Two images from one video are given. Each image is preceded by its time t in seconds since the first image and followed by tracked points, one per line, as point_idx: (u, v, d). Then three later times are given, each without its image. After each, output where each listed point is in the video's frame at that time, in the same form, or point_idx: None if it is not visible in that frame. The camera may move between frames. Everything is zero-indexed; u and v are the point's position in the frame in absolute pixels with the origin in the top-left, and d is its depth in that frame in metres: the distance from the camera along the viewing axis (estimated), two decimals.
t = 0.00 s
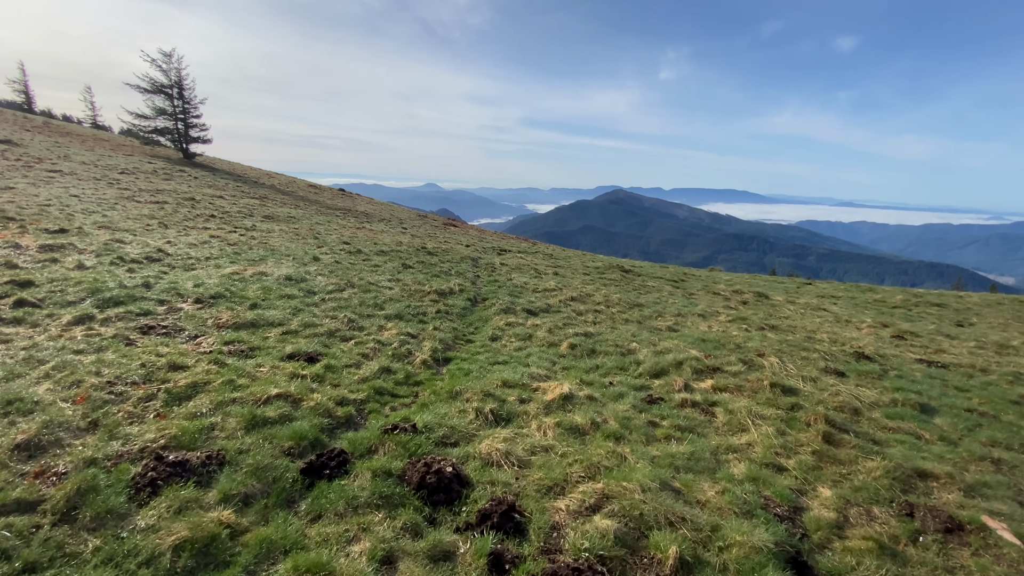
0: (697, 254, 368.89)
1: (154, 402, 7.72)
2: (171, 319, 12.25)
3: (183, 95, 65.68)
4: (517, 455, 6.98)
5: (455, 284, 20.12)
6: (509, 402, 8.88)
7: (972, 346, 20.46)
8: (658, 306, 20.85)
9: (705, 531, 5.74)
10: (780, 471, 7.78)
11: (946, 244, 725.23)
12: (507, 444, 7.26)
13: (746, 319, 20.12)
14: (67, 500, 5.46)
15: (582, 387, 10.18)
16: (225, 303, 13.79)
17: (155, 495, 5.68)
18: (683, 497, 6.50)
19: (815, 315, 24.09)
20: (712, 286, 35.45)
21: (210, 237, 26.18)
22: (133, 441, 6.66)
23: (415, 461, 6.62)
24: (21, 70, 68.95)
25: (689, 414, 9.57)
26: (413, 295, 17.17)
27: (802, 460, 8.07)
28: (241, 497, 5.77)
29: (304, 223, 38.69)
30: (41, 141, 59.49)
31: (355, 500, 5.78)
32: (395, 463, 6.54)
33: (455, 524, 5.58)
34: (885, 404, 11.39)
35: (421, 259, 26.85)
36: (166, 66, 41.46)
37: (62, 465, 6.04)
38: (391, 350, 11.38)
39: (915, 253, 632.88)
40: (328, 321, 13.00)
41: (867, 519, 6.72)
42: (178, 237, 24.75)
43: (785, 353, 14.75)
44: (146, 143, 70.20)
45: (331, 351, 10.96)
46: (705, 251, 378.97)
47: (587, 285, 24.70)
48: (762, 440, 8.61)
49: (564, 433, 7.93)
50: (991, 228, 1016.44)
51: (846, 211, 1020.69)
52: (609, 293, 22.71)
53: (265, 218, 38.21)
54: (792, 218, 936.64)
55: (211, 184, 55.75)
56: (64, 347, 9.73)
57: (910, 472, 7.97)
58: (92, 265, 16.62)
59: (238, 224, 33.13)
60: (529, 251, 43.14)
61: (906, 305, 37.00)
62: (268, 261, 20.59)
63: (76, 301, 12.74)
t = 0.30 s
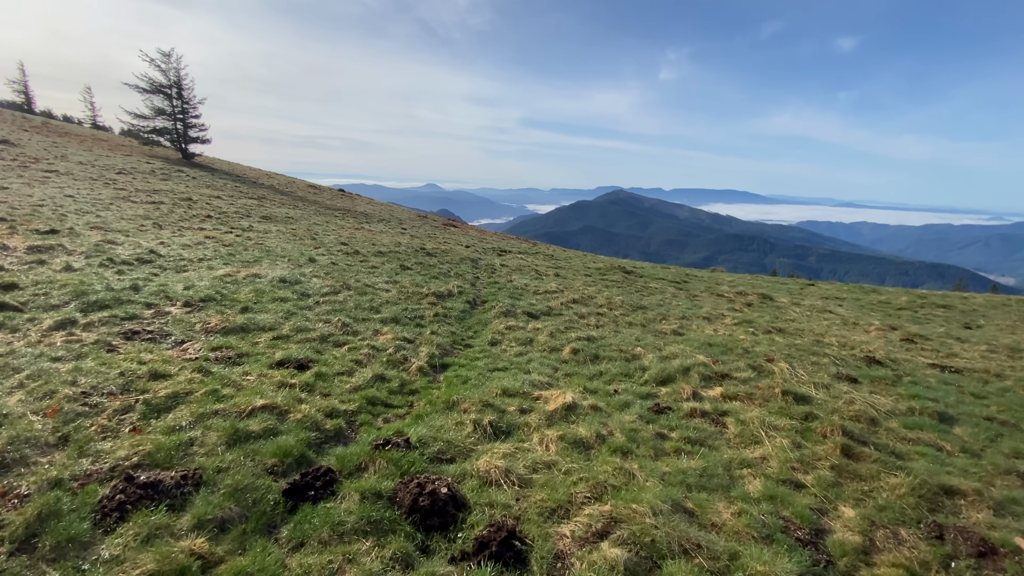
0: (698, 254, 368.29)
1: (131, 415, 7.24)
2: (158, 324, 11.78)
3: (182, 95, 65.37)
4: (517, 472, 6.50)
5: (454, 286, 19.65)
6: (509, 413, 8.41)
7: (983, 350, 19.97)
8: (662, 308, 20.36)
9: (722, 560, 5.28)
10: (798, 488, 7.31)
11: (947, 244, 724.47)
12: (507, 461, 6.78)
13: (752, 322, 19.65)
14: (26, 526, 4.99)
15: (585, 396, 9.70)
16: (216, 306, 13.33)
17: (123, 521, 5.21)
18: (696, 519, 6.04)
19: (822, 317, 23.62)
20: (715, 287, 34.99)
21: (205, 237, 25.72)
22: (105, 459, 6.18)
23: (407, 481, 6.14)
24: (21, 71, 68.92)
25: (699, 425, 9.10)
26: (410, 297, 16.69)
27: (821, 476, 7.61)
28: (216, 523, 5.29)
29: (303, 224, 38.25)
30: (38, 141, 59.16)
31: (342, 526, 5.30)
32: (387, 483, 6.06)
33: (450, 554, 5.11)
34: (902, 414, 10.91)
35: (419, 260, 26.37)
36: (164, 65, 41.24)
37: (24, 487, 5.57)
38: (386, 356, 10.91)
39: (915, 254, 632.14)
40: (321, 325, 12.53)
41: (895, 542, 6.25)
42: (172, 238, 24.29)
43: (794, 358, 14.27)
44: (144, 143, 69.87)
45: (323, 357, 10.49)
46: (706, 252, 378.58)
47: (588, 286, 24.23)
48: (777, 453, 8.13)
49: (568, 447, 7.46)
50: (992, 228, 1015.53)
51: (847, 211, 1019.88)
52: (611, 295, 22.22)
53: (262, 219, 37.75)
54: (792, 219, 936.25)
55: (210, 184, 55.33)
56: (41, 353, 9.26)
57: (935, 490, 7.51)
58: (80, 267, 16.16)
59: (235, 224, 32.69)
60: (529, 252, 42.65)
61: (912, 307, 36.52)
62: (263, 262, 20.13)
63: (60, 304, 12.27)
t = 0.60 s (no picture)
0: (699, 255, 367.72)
1: (112, 433, 6.81)
2: (147, 331, 11.35)
3: (182, 95, 65.02)
4: (524, 496, 6.07)
5: (455, 289, 19.20)
6: (514, 428, 7.96)
7: (997, 355, 19.51)
8: (667, 312, 19.89)
9: None
10: (822, 511, 6.87)
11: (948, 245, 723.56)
12: (512, 483, 6.34)
13: (760, 326, 19.19)
14: None
15: (593, 408, 9.26)
16: (208, 312, 12.88)
17: (95, 555, 4.77)
18: (718, 549, 5.61)
19: (829, 321, 23.19)
20: (718, 289, 34.59)
21: (202, 239, 25.29)
22: (80, 483, 5.74)
23: (405, 507, 5.69)
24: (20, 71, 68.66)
25: (713, 439, 8.66)
26: (410, 302, 16.26)
27: (845, 497, 7.18)
28: (197, 557, 4.85)
29: (302, 225, 37.85)
30: (37, 142, 58.82)
31: (334, 560, 4.86)
32: (383, 509, 5.63)
33: None
34: (923, 425, 10.47)
35: (419, 262, 25.95)
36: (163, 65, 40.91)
37: None
38: (385, 365, 10.46)
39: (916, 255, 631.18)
40: (317, 332, 12.09)
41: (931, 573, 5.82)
42: (168, 240, 23.89)
43: (807, 365, 13.83)
44: (144, 144, 69.55)
45: (319, 366, 10.05)
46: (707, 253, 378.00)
47: (591, 289, 23.77)
48: (797, 472, 7.70)
49: (577, 466, 7.01)
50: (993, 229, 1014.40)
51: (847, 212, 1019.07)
52: (615, 299, 21.76)
53: (261, 220, 37.34)
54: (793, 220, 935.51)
55: (208, 185, 54.91)
56: (22, 364, 8.82)
57: (968, 511, 7.08)
58: (71, 270, 15.74)
59: (233, 226, 32.27)
60: (530, 254, 42.17)
61: (917, 309, 36.08)
62: (260, 265, 19.70)
63: (47, 310, 11.83)
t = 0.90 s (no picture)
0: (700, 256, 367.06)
1: (92, 453, 6.27)
2: (137, 337, 10.82)
3: (182, 96, 64.63)
4: (540, 524, 5.54)
5: (458, 292, 18.66)
6: (525, 444, 7.42)
7: (1016, 360, 18.96)
8: (676, 316, 19.34)
9: None
10: (862, 537, 6.37)
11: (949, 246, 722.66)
12: (527, 508, 5.81)
13: (772, 330, 18.65)
14: None
15: (608, 421, 8.71)
16: (202, 317, 12.34)
17: None
18: None
19: (841, 325, 22.65)
20: (725, 292, 34.05)
21: (199, 241, 24.77)
22: (51, 511, 5.21)
23: (409, 539, 5.15)
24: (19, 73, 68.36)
25: (737, 455, 8.13)
26: (412, 305, 15.72)
27: (885, 522, 6.67)
28: None
29: (301, 226, 37.34)
30: (36, 142, 58.42)
31: None
32: (387, 541, 5.10)
33: None
34: (954, 438, 9.93)
35: (421, 264, 25.40)
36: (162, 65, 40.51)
37: None
38: (386, 373, 9.92)
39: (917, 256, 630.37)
40: (315, 338, 11.56)
41: None
42: (164, 241, 23.39)
43: (825, 372, 13.28)
44: (143, 145, 69.14)
45: (317, 376, 9.50)
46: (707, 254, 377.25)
47: (597, 292, 23.18)
48: (831, 493, 7.17)
49: (596, 488, 6.48)
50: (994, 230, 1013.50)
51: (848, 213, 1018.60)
52: (622, 301, 21.19)
53: (260, 221, 36.87)
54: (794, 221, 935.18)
55: (207, 185, 54.40)
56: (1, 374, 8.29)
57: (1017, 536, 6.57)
58: (62, 273, 15.21)
59: (231, 227, 31.75)
60: (533, 255, 41.63)
61: (925, 311, 35.61)
62: (257, 267, 19.17)
63: (32, 316, 11.30)
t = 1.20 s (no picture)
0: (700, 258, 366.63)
1: (68, 487, 5.77)
2: (126, 350, 10.31)
3: (182, 97, 64.32)
4: (559, 569, 5.04)
5: (460, 298, 18.14)
6: (538, 471, 6.91)
7: None
8: (685, 323, 18.79)
9: None
10: None
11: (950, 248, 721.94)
12: (543, 549, 5.31)
13: (784, 337, 18.13)
14: None
15: (623, 443, 8.19)
16: (195, 328, 11.84)
17: None
18: None
19: (853, 331, 22.13)
20: (731, 296, 33.50)
21: (196, 245, 24.29)
22: (17, 556, 4.70)
23: None
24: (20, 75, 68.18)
25: (762, 480, 7.63)
26: (414, 313, 15.22)
27: (930, 557, 6.18)
28: None
29: (301, 230, 36.87)
30: (35, 144, 58.07)
31: None
32: None
33: None
34: (987, 458, 9.41)
35: (422, 269, 24.89)
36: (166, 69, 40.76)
37: None
38: (387, 389, 9.42)
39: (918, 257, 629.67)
40: (313, 350, 11.06)
41: None
42: (160, 246, 22.90)
43: (844, 384, 12.77)
44: (143, 147, 68.81)
45: (315, 393, 8.98)
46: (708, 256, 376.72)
47: (603, 297, 22.62)
48: (868, 525, 6.67)
49: (616, 522, 5.97)
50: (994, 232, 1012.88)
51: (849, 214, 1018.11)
52: (629, 307, 20.65)
53: (260, 225, 36.40)
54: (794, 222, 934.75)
55: (207, 188, 53.98)
56: None
57: None
58: (52, 281, 14.72)
59: (230, 231, 31.27)
60: (535, 258, 41.12)
61: (934, 316, 35.08)
62: (255, 273, 18.66)
63: (17, 327, 10.80)
